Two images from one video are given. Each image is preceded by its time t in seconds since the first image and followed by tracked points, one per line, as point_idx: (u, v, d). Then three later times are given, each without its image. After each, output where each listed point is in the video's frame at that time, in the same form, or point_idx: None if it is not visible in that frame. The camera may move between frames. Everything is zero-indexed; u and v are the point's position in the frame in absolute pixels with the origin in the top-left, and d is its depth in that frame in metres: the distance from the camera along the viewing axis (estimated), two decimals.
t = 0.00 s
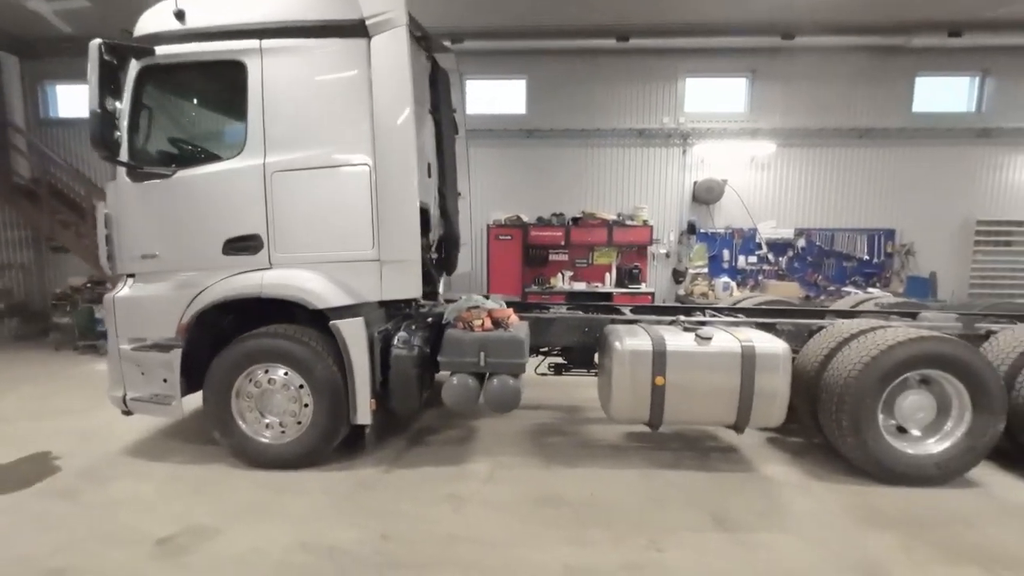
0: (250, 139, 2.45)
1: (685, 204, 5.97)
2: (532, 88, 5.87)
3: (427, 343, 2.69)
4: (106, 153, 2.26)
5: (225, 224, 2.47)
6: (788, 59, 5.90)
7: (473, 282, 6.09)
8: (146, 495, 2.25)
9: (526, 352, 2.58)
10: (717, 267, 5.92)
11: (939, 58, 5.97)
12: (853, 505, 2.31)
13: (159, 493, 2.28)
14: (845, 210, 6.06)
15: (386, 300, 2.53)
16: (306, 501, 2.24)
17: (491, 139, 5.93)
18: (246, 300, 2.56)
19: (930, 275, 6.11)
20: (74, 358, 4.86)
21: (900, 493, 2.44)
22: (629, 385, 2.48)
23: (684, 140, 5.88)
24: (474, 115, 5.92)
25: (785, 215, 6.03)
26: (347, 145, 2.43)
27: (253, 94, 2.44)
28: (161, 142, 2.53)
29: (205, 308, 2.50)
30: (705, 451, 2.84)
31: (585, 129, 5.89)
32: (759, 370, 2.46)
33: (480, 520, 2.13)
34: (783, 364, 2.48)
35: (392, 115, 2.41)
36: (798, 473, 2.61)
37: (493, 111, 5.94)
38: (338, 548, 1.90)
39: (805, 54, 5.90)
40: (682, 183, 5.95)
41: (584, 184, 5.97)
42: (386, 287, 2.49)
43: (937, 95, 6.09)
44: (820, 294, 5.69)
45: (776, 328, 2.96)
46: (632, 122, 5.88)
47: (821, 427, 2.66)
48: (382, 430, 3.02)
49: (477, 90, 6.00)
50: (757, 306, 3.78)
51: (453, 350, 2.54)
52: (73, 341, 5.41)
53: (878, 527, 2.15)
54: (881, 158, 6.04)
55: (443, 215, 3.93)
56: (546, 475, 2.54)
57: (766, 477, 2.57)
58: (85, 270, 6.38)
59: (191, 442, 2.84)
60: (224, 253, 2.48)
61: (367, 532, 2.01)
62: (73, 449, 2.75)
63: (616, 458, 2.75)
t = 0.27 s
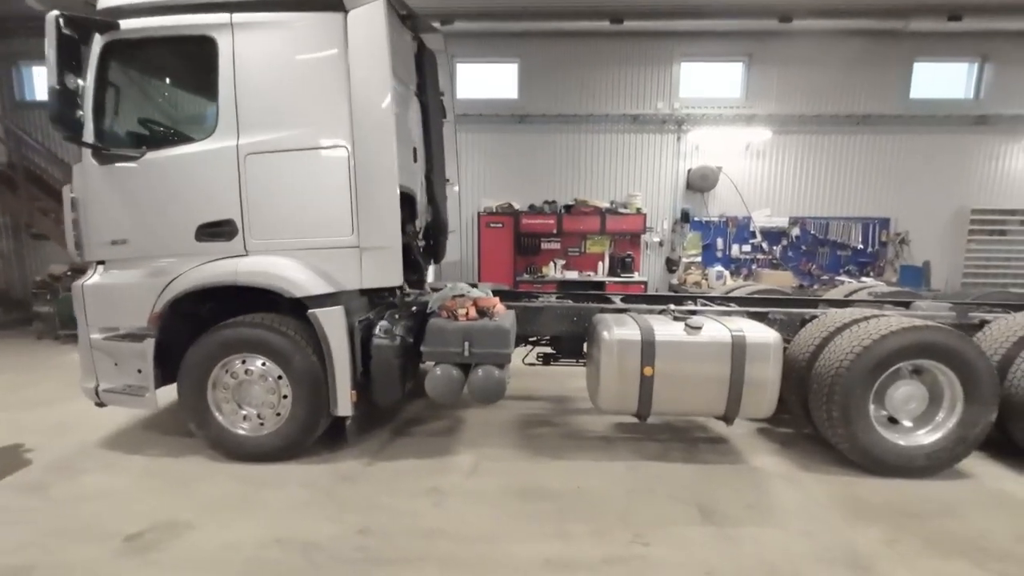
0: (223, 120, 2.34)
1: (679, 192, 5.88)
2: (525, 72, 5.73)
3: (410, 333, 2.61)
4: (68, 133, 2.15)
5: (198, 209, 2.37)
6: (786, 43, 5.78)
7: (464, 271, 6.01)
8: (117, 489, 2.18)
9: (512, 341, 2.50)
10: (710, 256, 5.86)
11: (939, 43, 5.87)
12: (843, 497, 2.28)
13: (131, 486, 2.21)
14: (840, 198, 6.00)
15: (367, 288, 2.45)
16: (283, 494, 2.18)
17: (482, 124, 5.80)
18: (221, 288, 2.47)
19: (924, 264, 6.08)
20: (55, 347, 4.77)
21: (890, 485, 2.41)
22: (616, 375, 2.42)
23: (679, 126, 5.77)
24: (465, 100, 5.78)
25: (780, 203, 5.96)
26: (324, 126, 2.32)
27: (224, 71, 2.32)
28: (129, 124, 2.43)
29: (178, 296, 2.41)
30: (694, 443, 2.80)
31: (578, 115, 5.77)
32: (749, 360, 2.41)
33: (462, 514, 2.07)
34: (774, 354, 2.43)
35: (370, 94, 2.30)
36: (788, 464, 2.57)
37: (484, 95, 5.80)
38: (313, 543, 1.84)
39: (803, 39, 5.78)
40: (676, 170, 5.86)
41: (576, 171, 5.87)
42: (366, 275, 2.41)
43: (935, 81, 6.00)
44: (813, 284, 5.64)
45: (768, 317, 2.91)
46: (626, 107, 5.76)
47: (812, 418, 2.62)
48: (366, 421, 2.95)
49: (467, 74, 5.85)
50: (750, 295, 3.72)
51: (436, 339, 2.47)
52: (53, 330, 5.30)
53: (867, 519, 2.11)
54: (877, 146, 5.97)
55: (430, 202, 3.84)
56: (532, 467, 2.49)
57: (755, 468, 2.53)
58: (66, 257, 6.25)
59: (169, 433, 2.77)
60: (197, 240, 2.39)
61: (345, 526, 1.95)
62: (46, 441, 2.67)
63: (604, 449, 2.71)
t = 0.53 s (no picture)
0: (202, 99, 2.21)
1: (686, 180, 5.70)
2: (527, 55, 5.54)
3: (402, 324, 2.50)
4: (38, 112, 2.03)
5: (178, 193, 2.25)
6: (799, 25, 5.55)
7: (464, 261, 5.88)
8: (94, 484, 2.09)
9: (508, 333, 2.38)
10: (717, 246, 5.70)
11: (959, 24, 5.62)
12: (858, 497, 2.15)
13: (109, 481, 2.11)
14: (852, 187, 5.80)
15: (355, 277, 2.34)
16: (266, 491, 2.08)
17: (482, 110, 5.63)
18: (204, 277, 2.36)
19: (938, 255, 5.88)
20: (48, 337, 4.70)
21: (907, 485, 2.28)
22: (618, 369, 2.30)
23: (686, 112, 5.57)
24: (465, 84, 5.60)
25: (790, 192, 5.77)
26: (309, 105, 2.18)
27: (202, 46, 2.18)
28: (107, 104, 2.30)
29: (158, 285, 2.30)
30: (698, 439, 2.68)
31: (582, 100, 5.59)
32: (759, 354, 2.27)
33: (453, 513, 1.96)
34: (785, 347, 2.29)
35: (356, 70, 2.16)
36: (798, 463, 2.45)
37: (485, 80, 5.63)
38: (294, 544, 1.74)
39: (816, 20, 5.55)
40: (683, 158, 5.67)
41: (580, 158, 5.70)
42: (355, 264, 2.29)
43: (954, 65, 5.76)
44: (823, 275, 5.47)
45: (778, 309, 2.77)
46: (631, 92, 5.57)
47: (824, 415, 2.49)
48: (358, 415, 2.85)
49: (467, 58, 5.67)
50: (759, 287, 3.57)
51: (428, 331, 2.35)
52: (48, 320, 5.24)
53: (885, 522, 1.98)
54: (892, 132, 5.75)
55: (426, 189, 3.70)
56: (529, 464, 2.38)
57: (763, 466, 2.40)
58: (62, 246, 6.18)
59: (154, 426, 2.68)
60: (178, 225, 2.27)
61: (329, 526, 1.84)
62: (27, 433, 2.58)
63: (604, 445, 2.59)
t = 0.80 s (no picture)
0: (190, 86, 2.12)
1: (702, 172, 5.48)
2: (537, 42, 5.36)
3: (399, 322, 2.39)
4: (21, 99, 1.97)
5: (167, 184, 2.17)
6: (824, 7, 5.26)
7: (471, 256, 5.76)
8: (82, 482, 2.04)
9: (509, 332, 2.26)
10: (734, 240, 5.48)
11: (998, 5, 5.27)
12: (885, 513, 1.98)
13: (98, 481, 2.06)
14: (879, 178, 5.52)
15: (349, 272, 2.24)
16: (255, 493, 2.00)
17: (491, 100, 5.48)
18: (195, 271, 2.28)
19: (970, 251, 5.57)
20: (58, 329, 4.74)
21: (938, 500, 2.10)
22: (625, 371, 2.16)
23: (703, 100, 5.34)
24: (473, 74, 5.45)
25: (811, 184, 5.52)
26: (299, 91, 2.08)
27: (190, 28, 2.09)
28: (96, 91, 2.22)
29: (148, 280, 2.23)
30: (710, 445, 2.54)
31: (593, 89, 5.40)
32: (778, 357, 2.11)
33: (447, 522, 1.86)
34: (806, 350, 2.13)
35: (349, 54, 2.05)
36: (819, 473, 2.28)
37: (494, 69, 5.47)
38: (278, 553, 1.65)
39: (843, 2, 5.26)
40: (699, 148, 5.45)
41: (591, 149, 5.51)
42: (349, 259, 2.19)
43: (992, 48, 5.41)
44: (846, 271, 5.21)
45: (799, 309, 2.59)
46: (645, 81, 5.36)
47: (847, 422, 2.32)
48: (356, 415, 2.77)
49: (476, 46, 5.51)
50: (778, 283, 3.39)
51: (425, 329, 2.24)
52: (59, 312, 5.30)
53: (915, 541, 1.82)
54: (923, 120, 5.44)
55: (430, 180, 3.59)
56: (530, 469, 2.26)
57: (781, 476, 2.25)
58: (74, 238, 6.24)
59: (150, 423, 2.64)
60: (167, 218, 2.20)
61: (316, 533, 1.75)
62: (24, 428, 2.56)
63: (610, 450, 2.46)
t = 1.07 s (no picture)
0: (199, 89, 2.13)
1: (726, 170, 5.27)
2: (555, 39, 5.26)
3: (404, 325, 2.36)
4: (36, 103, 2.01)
5: (177, 186, 2.19)
6: None
7: (487, 256, 5.72)
8: (94, 481, 2.09)
9: (514, 337, 2.20)
10: (759, 241, 5.26)
11: None
12: (916, 538, 1.84)
13: (108, 479, 2.10)
14: (917, 176, 5.21)
15: (353, 274, 2.21)
16: (257, 495, 2.00)
17: (508, 98, 5.41)
18: (203, 272, 2.30)
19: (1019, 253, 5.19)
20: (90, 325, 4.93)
21: (977, 526, 1.94)
22: (634, 381, 2.07)
23: (727, 96, 5.14)
24: (490, 72, 5.39)
25: (843, 182, 5.26)
26: (303, 92, 2.06)
27: (197, 29, 2.10)
28: (112, 94, 2.26)
29: (158, 281, 2.25)
30: (727, 459, 2.41)
31: (613, 86, 5.26)
32: (800, 368, 1.98)
33: (445, 532, 1.81)
34: (831, 362, 1.99)
35: (352, 53, 2.01)
36: (843, 492, 2.14)
37: (511, 67, 5.39)
38: (273, 559, 1.64)
39: None
40: (723, 146, 5.25)
41: (610, 147, 5.38)
42: (353, 261, 2.17)
43: None
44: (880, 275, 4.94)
45: (824, 316, 2.44)
46: (667, 76, 5.20)
47: (875, 438, 2.16)
48: (363, 417, 2.76)
49: (493, 44, 5.45)
50: (804, 288, 3.21)
51: (429, 333, 2.20)
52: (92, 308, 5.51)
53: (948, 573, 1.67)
54: (967, 114, 5.10)
55: (442, 180, 3.55)
56: (535, 479, 2.20)
57: (801, 494, 2.12)
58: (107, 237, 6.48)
59: (164, 421, 2.69)
60: (177, 219, 2.22)
61: (312, 540, 1.73)
62: (48, 423, 2.65)
63: (620, 461, 2.37)
